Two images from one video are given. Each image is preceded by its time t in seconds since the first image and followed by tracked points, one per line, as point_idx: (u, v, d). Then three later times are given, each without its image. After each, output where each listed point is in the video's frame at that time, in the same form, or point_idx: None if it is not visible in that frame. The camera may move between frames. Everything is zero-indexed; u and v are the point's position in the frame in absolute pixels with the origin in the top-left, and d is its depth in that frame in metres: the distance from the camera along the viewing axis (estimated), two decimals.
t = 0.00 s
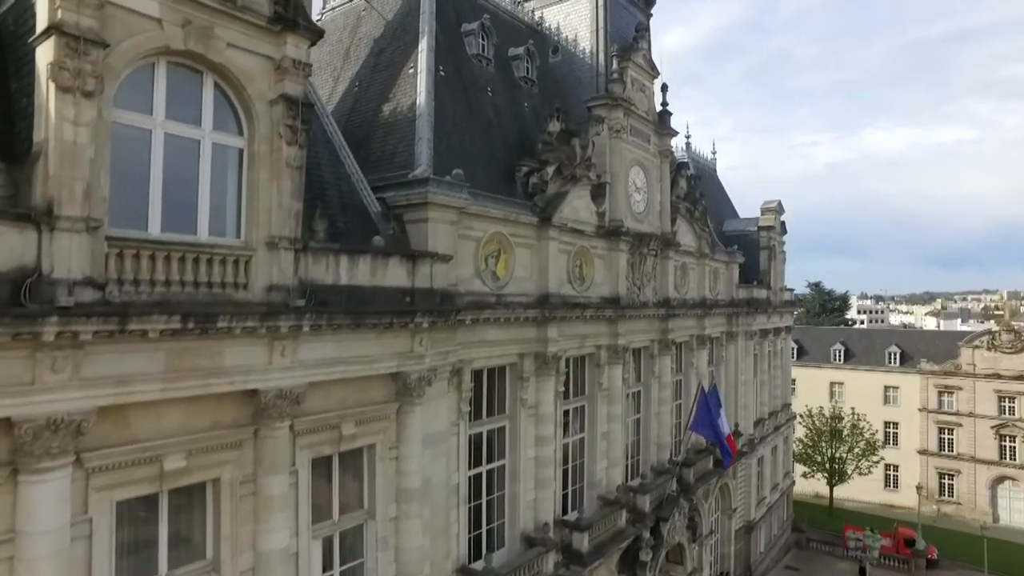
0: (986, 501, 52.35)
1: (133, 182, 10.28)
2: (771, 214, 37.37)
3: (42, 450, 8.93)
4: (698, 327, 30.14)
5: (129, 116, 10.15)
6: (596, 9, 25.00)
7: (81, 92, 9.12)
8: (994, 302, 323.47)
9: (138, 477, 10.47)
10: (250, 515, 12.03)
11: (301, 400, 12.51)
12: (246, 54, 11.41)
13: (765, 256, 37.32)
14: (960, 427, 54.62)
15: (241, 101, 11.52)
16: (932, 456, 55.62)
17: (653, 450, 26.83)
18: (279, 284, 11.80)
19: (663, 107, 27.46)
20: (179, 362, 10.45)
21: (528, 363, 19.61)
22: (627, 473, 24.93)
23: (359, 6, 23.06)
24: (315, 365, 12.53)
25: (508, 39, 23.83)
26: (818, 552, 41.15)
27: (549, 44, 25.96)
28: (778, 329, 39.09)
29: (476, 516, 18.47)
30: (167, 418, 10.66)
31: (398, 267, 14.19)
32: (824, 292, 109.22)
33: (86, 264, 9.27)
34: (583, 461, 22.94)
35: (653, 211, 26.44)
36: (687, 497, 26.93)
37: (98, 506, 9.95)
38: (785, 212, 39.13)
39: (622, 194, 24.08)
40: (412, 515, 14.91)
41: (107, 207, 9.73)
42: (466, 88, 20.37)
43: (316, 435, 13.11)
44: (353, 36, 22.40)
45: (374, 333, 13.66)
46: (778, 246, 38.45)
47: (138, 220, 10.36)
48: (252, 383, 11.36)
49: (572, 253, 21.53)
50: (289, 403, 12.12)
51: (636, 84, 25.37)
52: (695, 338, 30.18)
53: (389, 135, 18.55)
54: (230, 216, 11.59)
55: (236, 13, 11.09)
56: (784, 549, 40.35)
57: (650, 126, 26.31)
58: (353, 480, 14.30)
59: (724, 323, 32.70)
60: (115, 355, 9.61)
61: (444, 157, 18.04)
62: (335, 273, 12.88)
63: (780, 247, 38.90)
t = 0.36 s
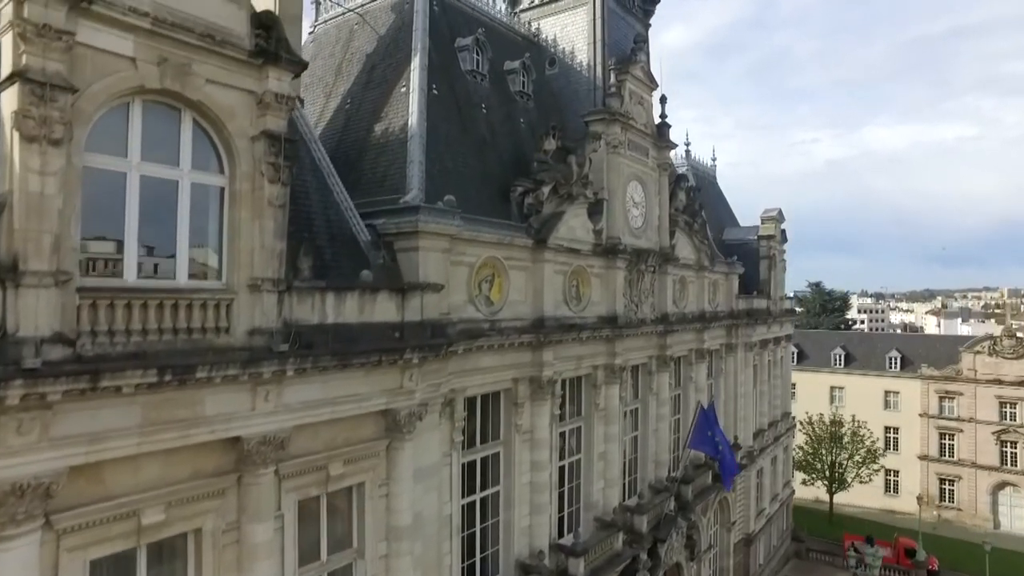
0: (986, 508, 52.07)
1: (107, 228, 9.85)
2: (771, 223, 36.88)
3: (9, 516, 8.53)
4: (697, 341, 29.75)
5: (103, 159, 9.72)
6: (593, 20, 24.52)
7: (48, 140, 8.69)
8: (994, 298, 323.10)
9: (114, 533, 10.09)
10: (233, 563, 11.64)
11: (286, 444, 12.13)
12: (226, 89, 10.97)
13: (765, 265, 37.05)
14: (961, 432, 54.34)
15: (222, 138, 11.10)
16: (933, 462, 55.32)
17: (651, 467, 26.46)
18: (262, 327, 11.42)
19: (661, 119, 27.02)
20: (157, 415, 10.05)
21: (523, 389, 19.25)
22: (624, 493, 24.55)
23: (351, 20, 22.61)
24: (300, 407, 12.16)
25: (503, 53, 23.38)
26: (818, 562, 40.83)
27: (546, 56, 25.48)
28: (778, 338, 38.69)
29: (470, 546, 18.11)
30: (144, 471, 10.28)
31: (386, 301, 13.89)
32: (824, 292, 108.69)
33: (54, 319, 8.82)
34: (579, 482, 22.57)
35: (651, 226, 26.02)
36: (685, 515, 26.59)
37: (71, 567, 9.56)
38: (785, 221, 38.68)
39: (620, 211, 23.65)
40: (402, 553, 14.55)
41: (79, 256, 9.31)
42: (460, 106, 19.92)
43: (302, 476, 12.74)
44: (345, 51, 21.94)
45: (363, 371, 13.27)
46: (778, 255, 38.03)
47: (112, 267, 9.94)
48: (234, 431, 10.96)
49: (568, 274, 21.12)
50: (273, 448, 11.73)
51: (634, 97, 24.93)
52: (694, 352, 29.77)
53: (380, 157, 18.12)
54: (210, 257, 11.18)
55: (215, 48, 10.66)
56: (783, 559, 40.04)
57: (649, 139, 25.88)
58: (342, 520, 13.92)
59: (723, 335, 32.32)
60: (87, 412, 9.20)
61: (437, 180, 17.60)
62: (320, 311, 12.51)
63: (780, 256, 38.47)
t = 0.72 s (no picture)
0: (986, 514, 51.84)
1: (75, 279, 9.45)
2: (769, 233, 36.36)
3: None
4: (694, 355, 29.42)
5: (69, 209, 9.31)
6: (589, 34, 24.08)
7: (6, 195, 8.28)
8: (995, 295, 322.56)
9: None
10: None
11: (266, 490, 11.81)
12: (200, 130, 10.57)
13: (763, 275, 36.77)
14: (961, 438, 54.05)
15: (196, 180, 10.71)
16: (932, 468, 55.04)
17: (647, 485, 26.13)
18: (240, 374, 11.07)
19: (658, 132, 26.61)
20: (127, 472, 9.70)
21: (514, 415, 18.94)
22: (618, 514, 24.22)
23: (342, 35, 22.23)
24: (280, 453, 11.82)
25: (496, 68, 22.96)
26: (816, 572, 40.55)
27: (540, 69, 25.07)
28: (777, 348, 38.33)
29: None
30: (115, 528, 9.96)
31: (371, 339, 13.60)
32: (824, 292, 108.16)
33: (13, 381, 8.39)
34: (573, 504, 22.26)
35: (647, 242, 25.63)
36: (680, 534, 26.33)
37: None
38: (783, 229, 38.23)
39: (615, 228, 23.26)
40: None
41: (43, 312, 8.91)
42: (451, 125, 19.50)
43: (284, 521, 12.42)
44: (335, 67, 21.55)
45: (346, 412, 12.93)
46: (777, 264, 37.64)
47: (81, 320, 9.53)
48: (210, 483, 10.61)
49: (561, 295, 20.78)
50: (252, 497, 11.39)
51: (630, 111, 24.54)
52: (691, 367, 29.45)
53: (368, 181, 17.74)
54: (185, 303, 10.79)
55: (188, 89, 10.25)
56: (780, 570, 39.78)
57: (645, 153, 25.50)
58: (326, 561, 13.60)
59: (720, 348, 32.00)
60: (51, 474, 8.84)
61: (426, 205, 17.22)
62: (301, 353, 12.20)
63: (779, 265, 38.05)
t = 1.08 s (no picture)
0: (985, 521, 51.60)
1: (39, 335, 9.10)
2: (767, 243, 35.79)
3: None
4: (690, 371, 29.10)
5: (31, 263, 8.93)
6: (583, 48, 23.63)
7: None
8: (996, 291, 321.97)
9: None
10: None
11: (243, 539, 11.49)
12: (171, 174, 10.20)
13: (761, 285, 36.44)
14: (960, 444, 53.76)
15: (168, 226, 10.34)
16: (931, 474, 54.78)
17: (641, 504, 25.81)
18: (215, 424, 10.72)
19: (653, 146, 26.23)
20: (94, 533, 9.37)
21: (504, 443, 18.65)
22: (612, 535, 23.92)
23: (331, 51, 21.91)
24: (258, 501, 11.47)
25: (488, 84, 22.56)
26: None
27: (534, 83, 24.66)
28: (775, 358, 37.97)
29: None
30: None
31: (353, 378, 13.30)
32: (824, 292, 107.67)
33: None
34: (565, 528, 21.97)
35: (642, 258, 25.26)
36: (675, 553, 26.04)
37: None
38: (782, 239, 37.79)
39: (609, 247, 22.87)
40: None
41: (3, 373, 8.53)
42: (440, 146, 19.09)
43: (263, 568, 12.12)
44: (324, 85, 21.18)
45: (328, 455, 12.60)
46: (775, 274, 37.25)
47: (44, 376, 9.15)
48: (184, 538, 10.26)
49: (552, 318, 20.44)
50: (228, 548, 11.07)
51: (625, 126, 24.13)
52: (687, 382, 29.14)
53: (355, 206, 17.38)
54: (158, 352, 10.42)
55: (156, 133, 9.87)
56: None
57: (640, 168, 25.12)
58: None
59: (717, 361, 31.68)
60: (11, 542, 8.51)
61: (414, 232, 16.84)
62: (280, 398, 11.88)
63: (777, 275, 37.66)
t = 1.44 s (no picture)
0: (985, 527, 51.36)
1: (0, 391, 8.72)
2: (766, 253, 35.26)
3: None
4: (686, 385, 28.78)
5: None
6: (577, 62, 23.19)
7: None
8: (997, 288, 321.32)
9: None
10: None
11: None
12: (141, 219, 9.83)
13: (759, 296, 36.08)
14: (960, 450, 53.45)
15: (139, 272, 9.96)
16: (931, 480, 54.50)
17: (636, 522, 25.50)
18: (189, 475, 10.36)
19: (649, 159, 25.84)
20: None
21: (495, 469, 18.35)
22: (605, 556, 23.62)
23: (320, 66, 21.56)
24: (236, 550, 11.11)
25: (480, 99, 22.14)
26: None
27: (527, 97, 24.23)
28: (772, 368, 37.66)
29: None
30: None
31: (335, 417, 13.00)
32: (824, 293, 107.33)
33: None
34: (558, 550, 21.67)
35: (637, 274, 24.91)
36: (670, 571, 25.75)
37: None
38: (780, 248, 37.41)
39: (603, 265, 22.52)
40: None
41: None
42: (430, 167, 18.71)
43: None
44: (312, 102, 20.81)
45: (309, 498, 12.26)
46: (773, 283, 36.89)
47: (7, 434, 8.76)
48: None
49: (544, 340, 20.12)
50: None
51: (620, 140, 23.71)
52: (683, 396, 28.82)
53: (342, 231, 17.06)
54: (130, 401, 10.04)
55: (125, 177, 9.51)
56: None
57: (636, 183, 24.73)
58: None
59: (714, 374, 31.37)
60: None
61: (401, 258, 16.50)
62: (258, 443, 11.57)
63: (776, 284, 37.29)
